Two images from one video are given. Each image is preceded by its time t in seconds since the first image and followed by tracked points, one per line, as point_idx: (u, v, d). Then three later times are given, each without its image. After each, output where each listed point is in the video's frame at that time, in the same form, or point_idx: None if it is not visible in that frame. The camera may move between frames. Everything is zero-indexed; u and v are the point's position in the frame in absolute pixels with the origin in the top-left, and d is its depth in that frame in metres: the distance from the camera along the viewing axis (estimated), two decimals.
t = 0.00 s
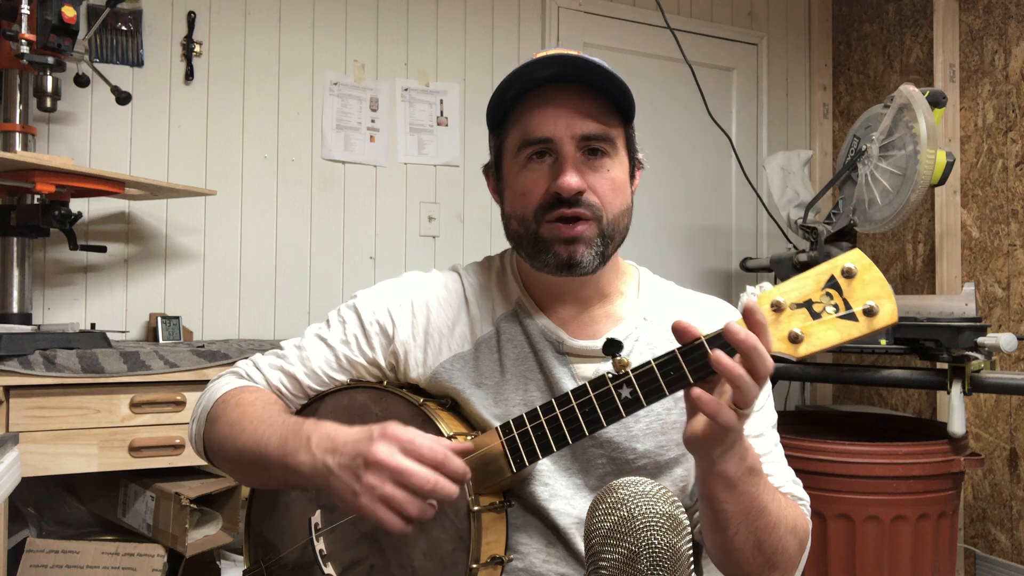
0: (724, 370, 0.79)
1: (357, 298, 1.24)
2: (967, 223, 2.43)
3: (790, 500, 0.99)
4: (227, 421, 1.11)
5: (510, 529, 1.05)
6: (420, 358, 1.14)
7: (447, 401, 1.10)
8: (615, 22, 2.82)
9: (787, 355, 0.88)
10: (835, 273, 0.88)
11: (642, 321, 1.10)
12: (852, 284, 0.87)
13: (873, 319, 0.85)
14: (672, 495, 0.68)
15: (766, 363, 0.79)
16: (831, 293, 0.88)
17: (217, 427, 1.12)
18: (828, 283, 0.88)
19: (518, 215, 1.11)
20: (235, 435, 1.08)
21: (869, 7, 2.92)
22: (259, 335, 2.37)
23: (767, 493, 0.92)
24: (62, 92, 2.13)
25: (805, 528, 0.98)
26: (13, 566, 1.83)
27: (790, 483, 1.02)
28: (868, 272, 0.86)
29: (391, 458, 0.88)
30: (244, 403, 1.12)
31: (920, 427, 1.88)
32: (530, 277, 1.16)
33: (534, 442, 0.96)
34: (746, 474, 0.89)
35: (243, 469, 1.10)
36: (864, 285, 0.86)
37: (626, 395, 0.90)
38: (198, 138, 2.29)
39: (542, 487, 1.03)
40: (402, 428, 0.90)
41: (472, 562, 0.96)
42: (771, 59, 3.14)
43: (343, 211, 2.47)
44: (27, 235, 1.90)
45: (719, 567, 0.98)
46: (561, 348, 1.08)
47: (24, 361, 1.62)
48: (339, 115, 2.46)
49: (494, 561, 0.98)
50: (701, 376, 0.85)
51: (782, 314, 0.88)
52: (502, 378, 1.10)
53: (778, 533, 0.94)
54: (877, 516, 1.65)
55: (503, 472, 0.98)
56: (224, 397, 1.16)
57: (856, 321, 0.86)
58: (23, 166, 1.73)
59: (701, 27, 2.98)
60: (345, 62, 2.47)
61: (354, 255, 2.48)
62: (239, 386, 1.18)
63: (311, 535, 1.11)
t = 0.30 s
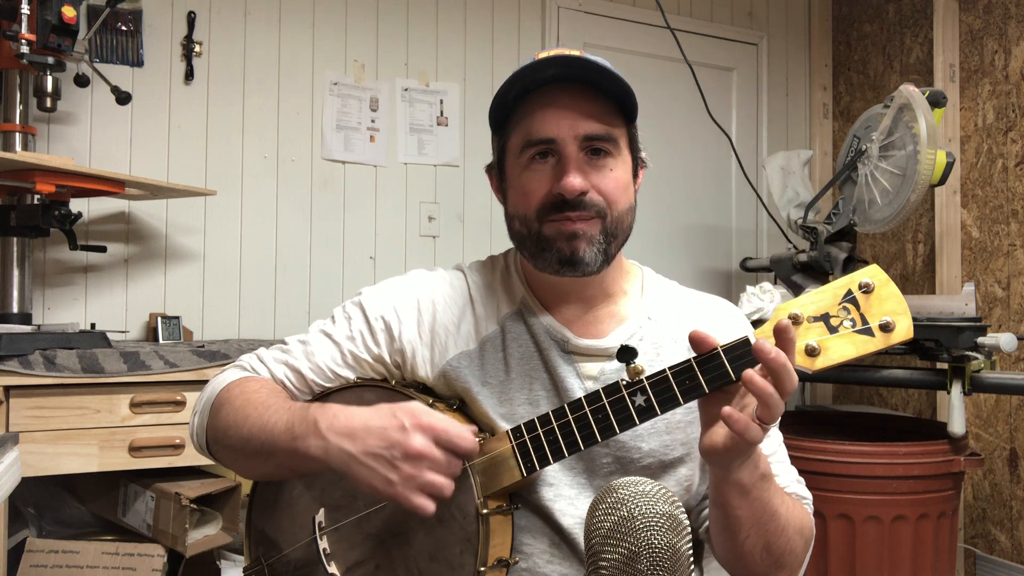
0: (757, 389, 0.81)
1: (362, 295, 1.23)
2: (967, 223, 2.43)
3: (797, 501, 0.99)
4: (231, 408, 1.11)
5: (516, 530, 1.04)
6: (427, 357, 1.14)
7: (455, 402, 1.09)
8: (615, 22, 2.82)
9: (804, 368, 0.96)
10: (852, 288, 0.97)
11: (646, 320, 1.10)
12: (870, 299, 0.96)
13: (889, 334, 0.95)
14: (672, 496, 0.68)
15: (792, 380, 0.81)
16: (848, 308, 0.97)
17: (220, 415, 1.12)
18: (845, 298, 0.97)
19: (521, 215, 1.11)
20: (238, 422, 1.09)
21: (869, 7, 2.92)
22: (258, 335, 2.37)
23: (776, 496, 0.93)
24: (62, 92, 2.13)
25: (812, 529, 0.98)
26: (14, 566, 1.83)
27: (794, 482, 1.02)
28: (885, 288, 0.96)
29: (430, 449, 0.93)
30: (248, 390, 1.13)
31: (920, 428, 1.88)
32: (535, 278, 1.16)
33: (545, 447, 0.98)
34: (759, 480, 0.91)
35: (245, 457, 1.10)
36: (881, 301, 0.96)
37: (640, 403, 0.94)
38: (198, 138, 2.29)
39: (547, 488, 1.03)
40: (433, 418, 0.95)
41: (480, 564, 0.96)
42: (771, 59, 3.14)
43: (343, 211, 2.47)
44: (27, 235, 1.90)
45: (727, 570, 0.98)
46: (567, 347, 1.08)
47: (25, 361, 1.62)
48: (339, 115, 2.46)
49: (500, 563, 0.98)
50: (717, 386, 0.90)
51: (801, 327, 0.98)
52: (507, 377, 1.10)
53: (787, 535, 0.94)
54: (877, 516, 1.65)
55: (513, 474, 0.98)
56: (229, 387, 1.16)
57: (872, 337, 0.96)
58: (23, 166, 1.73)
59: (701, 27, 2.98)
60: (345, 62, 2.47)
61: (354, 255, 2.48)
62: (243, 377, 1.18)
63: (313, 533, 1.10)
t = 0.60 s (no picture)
0: (769, 385, 0.81)
1: (366, 296, 1.23)
2: (967, 223, 2.42)
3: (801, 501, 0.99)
4: (236, 423, 1.09)
5: (521, 530, 1.04)
6: (432, 357, 1.14)
7: (459, 402, 1.10)
8: (615, 22, 2.82)
9: (812, 364, 0.97)
10: (858, 285, 0.99)
11: (651, 320, 1.10)
12: (876, 296, 0.98)
13: (896, 330, 0.96)
14: (672, 496, 0.68)
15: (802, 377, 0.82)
16: (856, 305, 0.99)
17: (225, 428, 1.10)
18: (852, 294, 0.99)
19: (528, 216, 1.11)
20: (245, 438, 1.07)
21: (869, 7, 2.92)
22: (258, 335, 2.37)
23: (783, 495, 0.93)
24: (62, 92, 2.13)
25: (817, 529, 0.98)
26: (14, 566, 1.83)
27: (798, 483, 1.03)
28: (891, 285, 0.98)
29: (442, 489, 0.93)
30: (252, 404, 1.10)
31: (921, 428, 1.88)
32: (541, 276, 1.16)
33: (551, 445, 0.98)
34: (765, 478, 0.91)
35: (251, 473, 1.08)
36: (887, 297, 0.97)
37: (648, 401, 0.94)
38: (198, 138, 2.29)
39: (552, 486, 1.03)
40: (442, 455, 0.95)
41: (486, 564, 0.96)
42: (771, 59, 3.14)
43: (343, 211, 2.47)
44: (28, 235, 1.90)
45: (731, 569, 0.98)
46: (573, 347, 1.08)
47: (25, 361, 1.62)
48: (339, 115, 2.46)
49: (506, 563, 0.98)
50: (724, 383, 0.90)
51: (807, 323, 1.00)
52: (513, 378, 1.11)
53: (793, 535, 0.94)
54: (878, 516, 1.65)
55: (519, 474, 0.98)
56: (232, 396, 1.13)
57: (879, 333, 0.97)
58: (23, 166, 1.73)
59: (701, 27, 2.98)
60: (345, 62, 2.47)
61: (354, 255, 2.48)
62: (247, 384, 1.16)
63: (319, 535, 1.11)
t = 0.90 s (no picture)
0: (773, 392, 0.81)
1: (368, 296, 1.23)
2: (967, 223, 2.43)
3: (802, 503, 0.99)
4: (234, 428, 1.09)
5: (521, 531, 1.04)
6: (434, 357, 1.14)
7: (461, 402, 1.10)
8: (615, 22, 2.82)
9: (815, 368, 1.00)
10: (862, 288, 1.00)
11: (653, 321, 1.10)
12: (879, 300, 0.99)
13: (899, 334, 0.97)
14: (672, 496, 0.68)
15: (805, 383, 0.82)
16: (859, 308, 1.00)
17: (223, 432, 1.10)
18: (856, 298, 1.00)
19: (530, 217, 1.11)
20: (242, 444, 1.07)
21: (869, 7, 2.92)
22: (258, 335, 2.37)
23: (783, 497, 0.93)
24: (62, 92, 2.13)
25: (817, 532, 0.98)
26: (13, 566, 1.83)
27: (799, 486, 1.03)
28: (895, 288, 0.98)
29: (436, 504, 0.95)
30: (251, 409, 1.10)
31: (921, 428, 1.88)
32: (543, 277, 1.16)
33: (552, 447, 0.98)
34: (766, 481, 0.91)
35: (248, 477, 1.08)
36: (891, 301, 0.98)
37: (649, 403, 0.94)
38: (198, 138, 2.29)
39: (553, 487, 1.03)
40: (438, 470, 0.96)
41: (486, 565, 0.96)
42: (771, 59, 3.14)
43: (343, 211, 2.47)
44: (28, 235, 1.90)
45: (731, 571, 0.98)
46: (575, 348, 1.08)
47: (25, 361, 1.62)
48: (339, 115, 2.46)
49: (507, 564, 0.98)
50: (727, 386, 0.89)
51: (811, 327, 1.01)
52: (514, 378, 1.11)
53: (793, 537, 0.94)
54: (877, 516, 1.65)
55: (521, 475, 0.99)
56: (231, 400, 1.13)
57: (883, 336, 0.98)
58: (23, 166, 1.73)
59: (701, 27, 2.98)
60: (345, 62, 2.47)
61: (354, 255, 2.48)
62: (247, 388, 1.15)
63: (319, 534, 1.11)
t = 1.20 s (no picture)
0: (767, 389, 0.81)
1: (366, 296, 1.23)
2: (968, 223, 2.42)
3: (802, 503, 0.99)
4: (232, 422, 1.09)
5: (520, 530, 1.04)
6: (432, 357, 1.14)
7: (459, 402, 1.10)
8: (615, 22, 2.82)
9: (813, 367, 0.96)
10: (859, 286, 0.99)
11: (653, 321, 1.10)
12: (876, 297, 0.98)
13: (896, 332, 0.95)
14: (672, 496, 0.68)
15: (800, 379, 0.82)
16: (856, 306, 0.98)
17: (221, 427, 1.11)
18: (853, 295, 0.98)
19: (527, 217, 1.11)
20: (240, 434, 1.07)
21: (869, 7, 2.92)
22: (258, 335, 2.37)
23: (783, 496, 0.93)
24: (62, 92, 2.13)
25: (816, 531, 0.98)
26: (13, 566, 1.83)
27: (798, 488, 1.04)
28: (891, 286, 0.97)
29: (410, 463, 0.91)
30: (249, 404, 1.11)
31: (921, 428, 1.88)
32: (542, 277, 1.16)
33: (550, 446, 0.97)
34: (765, 480, 0.91)
35: (243, 471, 1.08)
36: (888, 298, 0.97)
37: (647, 402, 0.94)
38: (197, 137, 2.29)
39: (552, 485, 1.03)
40: (417, 434, 0.94)
41: (485, 564, 0.95)
42: (771, 59, 3.14)
43: (343, 211, 2.47)
44: (28, 235, 1.90)
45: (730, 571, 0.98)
46: (573, 348, 1.08)
47: (25, 361, 1.62)
48: (339, 115, 2.46)
49: (506, 563, 0.97)
50: (724, 383, 0.90)
51: (807, 324, 0.99)
52: (512, 379, 1.11)
53: (792, 536, 0.94)
54: (877, 516, 1.65)
55: (519, 474, 0.98)
56: (230, 397, 1.14)
57: (880, 334, 0.96)
58: (23, 166, 1.73)
59: (701, 27, 2.98)
60: (345, 62, 2.47)
61: (354, 256, 2.48)
62: (246, 385, 1.16)
63: (319, 534, 1.11)
